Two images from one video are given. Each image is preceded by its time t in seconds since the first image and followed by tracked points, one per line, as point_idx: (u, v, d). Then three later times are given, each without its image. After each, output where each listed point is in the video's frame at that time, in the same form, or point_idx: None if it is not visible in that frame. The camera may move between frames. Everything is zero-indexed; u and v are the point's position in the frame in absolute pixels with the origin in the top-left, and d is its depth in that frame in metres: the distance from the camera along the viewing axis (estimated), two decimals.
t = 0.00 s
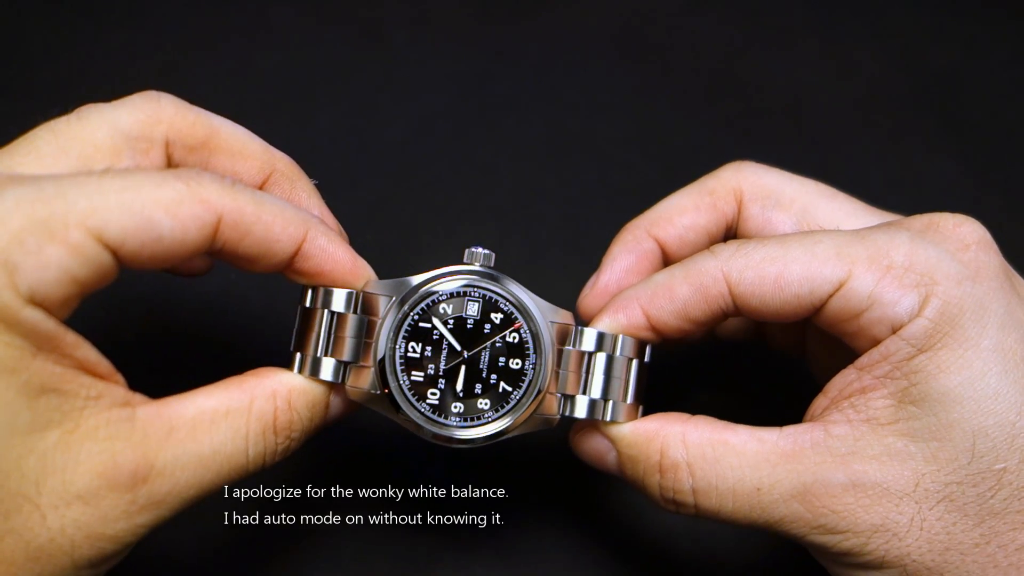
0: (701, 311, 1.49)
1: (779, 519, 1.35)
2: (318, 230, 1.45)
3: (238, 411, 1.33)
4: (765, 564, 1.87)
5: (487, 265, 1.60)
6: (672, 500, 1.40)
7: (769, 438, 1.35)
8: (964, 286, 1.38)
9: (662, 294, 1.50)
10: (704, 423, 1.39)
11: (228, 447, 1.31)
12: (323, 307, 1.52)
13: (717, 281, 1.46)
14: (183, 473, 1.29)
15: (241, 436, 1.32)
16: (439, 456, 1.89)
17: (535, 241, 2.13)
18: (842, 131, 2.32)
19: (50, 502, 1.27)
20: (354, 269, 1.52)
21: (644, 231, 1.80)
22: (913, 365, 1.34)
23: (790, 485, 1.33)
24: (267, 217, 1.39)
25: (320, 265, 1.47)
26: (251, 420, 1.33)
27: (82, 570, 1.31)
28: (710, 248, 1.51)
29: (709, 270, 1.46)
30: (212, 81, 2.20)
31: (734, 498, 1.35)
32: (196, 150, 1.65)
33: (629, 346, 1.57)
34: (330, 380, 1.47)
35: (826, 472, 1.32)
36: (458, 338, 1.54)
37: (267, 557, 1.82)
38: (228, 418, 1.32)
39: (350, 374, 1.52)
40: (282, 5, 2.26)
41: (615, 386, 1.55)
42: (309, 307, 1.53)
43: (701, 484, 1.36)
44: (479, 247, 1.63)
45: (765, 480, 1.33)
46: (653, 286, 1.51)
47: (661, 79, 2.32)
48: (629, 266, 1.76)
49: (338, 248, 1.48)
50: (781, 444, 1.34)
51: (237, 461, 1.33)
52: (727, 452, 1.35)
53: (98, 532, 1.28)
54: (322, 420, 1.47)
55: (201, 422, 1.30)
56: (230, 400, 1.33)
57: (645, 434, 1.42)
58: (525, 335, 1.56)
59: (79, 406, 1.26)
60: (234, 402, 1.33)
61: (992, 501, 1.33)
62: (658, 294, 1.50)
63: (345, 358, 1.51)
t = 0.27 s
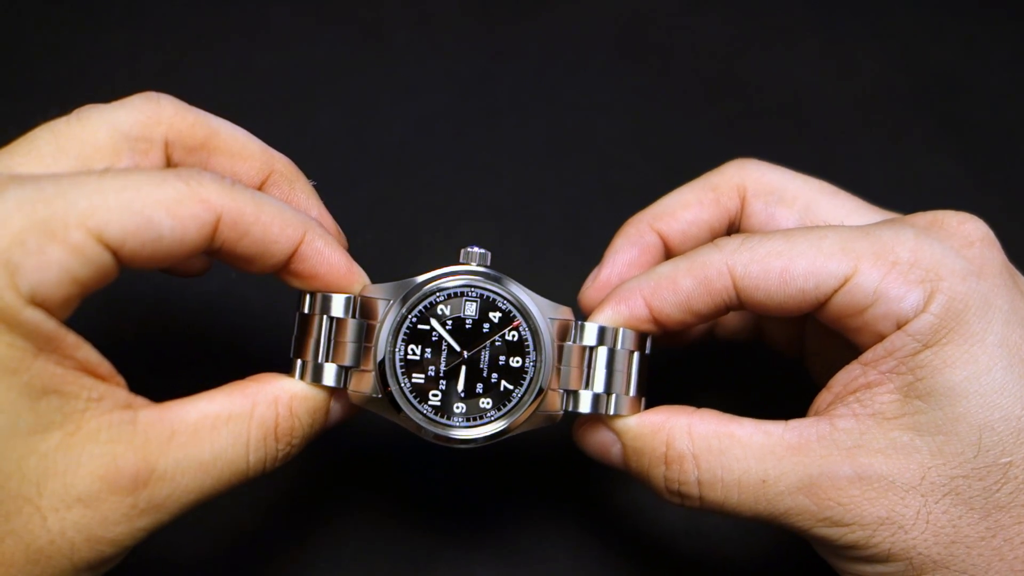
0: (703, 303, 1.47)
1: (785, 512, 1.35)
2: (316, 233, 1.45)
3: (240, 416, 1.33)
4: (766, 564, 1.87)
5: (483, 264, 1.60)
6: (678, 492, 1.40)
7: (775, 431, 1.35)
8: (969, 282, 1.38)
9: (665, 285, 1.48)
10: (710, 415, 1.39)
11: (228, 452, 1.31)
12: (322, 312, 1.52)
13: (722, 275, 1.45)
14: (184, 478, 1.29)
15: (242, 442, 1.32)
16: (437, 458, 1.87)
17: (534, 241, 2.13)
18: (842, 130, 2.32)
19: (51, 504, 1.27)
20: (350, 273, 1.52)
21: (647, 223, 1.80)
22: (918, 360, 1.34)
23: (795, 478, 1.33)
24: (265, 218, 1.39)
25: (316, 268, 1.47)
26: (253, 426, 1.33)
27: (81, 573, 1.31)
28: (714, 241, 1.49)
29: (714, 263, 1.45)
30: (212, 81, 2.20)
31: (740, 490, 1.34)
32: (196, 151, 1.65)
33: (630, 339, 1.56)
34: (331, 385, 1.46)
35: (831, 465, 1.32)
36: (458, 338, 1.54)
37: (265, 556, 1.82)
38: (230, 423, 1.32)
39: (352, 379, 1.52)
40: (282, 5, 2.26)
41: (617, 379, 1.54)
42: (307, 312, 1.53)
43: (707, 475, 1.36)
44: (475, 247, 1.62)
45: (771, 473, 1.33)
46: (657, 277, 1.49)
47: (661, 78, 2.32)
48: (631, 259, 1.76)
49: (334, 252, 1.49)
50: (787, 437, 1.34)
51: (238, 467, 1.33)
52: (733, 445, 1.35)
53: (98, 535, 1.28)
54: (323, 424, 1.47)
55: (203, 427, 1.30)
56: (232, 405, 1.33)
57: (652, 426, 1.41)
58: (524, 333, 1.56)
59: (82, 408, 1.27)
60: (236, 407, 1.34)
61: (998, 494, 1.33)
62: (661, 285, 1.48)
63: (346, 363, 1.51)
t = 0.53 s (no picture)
0: (709, 294, 1.47)
1: (792, 506, 1.34)
2: (316, 231, 1.46)
3: (241, 416, 1.33)
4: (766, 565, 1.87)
5: (482, 258, 1.60)
6: (683, 484, 1.39)
7: (783, 426, 1.34)
8: (979, 279, 1.37)
9: (671, 275, 1.48)
10: (717, 408, 1.38)
11: (230, 453, 1.31)
12: (323, 311, 1.53)
13: (728, 265, 1.44)
14: (185, 478, 1.29)
15: (244, 441, 1.32)
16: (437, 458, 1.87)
17: (534, 241, 2.13)
18: (843, 129, 2.31)
19: (52, 504, 1.28)
20: (349, 273, 1.52)
21: (653, 217, 1.81)
22: (927, 358, 1.33)
23: (803, 472, 1.32)
24: (266, 215, 1.39)
25: (315, 267, 1.48)
26: (255, 426, 1.33)
27: (82, 573, 1.32)
28: (721, 231, 1.49)
29: (720, 254, 1.44)
30: (212, 81, 2.20)
31: (746, 483, 1.34)
32: (198, 153, 1.65)
33: (633, 329, 1.56)
34: (334, 384, 1.47)
35: (840, 460, 1.32)
36: (458, 334, 1.54)
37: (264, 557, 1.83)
38: (232, 423, 1.32)
39: (353, 377, 1.52)
40: (282, 5, 2.25)
41: (623, 369, 1.55)
42: (307, 312, 1.54)
43: (713, 468, 1.35)
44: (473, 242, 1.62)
45: (778, 467, 1.32)
46: (662, 267, 1.48)
47: (662, 77, 2.31)
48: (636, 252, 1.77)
49: (334, 250, 1.49)
50: (795, 432, 1.33)
51: (239, 467, 1.33)
52: (741, 438, 1.34)
53: (99, 535, 1.29)
54: (326, 423, 1.46)
55: (205, 427, 1.30)
56: (234, 406, 1.33)
57: (658, 417, 1.40)
58: (525, 326, 1.56)
59: (82, 409, 1.27)
60: (238, 406, 1.34)
61: (1006, 493, 1.33)
62: (666, 275, 1.48)
63: (348, 361, 1.52)
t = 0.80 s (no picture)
0: (711, 281, 1.48)
1: (799, 503, 1.32)
2: (323, 230, 1.47)
3: (246, 418, 1.31)
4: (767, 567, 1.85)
5: (484, 250, 1.59)
6: (687, 475, 1.36)
7: (791, 421, 1.33)
8: (981, 275, 1.35)
9: (673, 264, 1.49)
10: (726, 401, 1.37)
11: (235, 455, 1.29)
12: (326, 308, 1.52)
13: (728, 251, 1.45)
14: (190, 482, 1.28)
15: (249, 444, 1.30)
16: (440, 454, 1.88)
17: (534, 240, 2.11)
18: (845, 129, 2.30)
19: (56, 510, 1.26)
20: (353, 272, 1.52)
21: (653, 216, 1.81)
22: (931, 356, 1.32)
23: (811, 469, 1.31)
24: (273, 212, 1.40)
25: (320, 266, 1.48)
26: (261, 427, 1.32)
27: None
28: (722, 219, 1.50)
29: (721, 240, 1.46)
30: (211, 80, 2.20)
31: (753, 478, 1.32)
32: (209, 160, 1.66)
33: (638, 317, 1.56)
34: (342, 381, 1.44)
35: (848, 458, 1.30)
36: (464, 324, 1.53)
37: (261, 558, 1.82)
38: (237, 426, 1.31)
39: (358, 373, 1.49)
40: (282, 6, 2.25)
41: (631, 358, 1.53)
42: (311, 310, 1.53)
43: (719, 460, 1.33)
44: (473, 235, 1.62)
45: (785, 462, 1.31)
46: (664, 256, 1.50)
47: (663, 77, 2.30)
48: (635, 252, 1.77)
49: (339, 250, 1.49)
50: (803, 428, 1.32)
51: (244, 469, 1.31)
52: (749, 431, 1.33)
53: (103, 541, 1.27)
54: (336, 425, 1.44)
55: (209, 431, 1.29)
56: (239, 408, 1.31)
57: (665, 407, 1.38)
58: (530, 315, 1.56)
59: (87, 414, 1.26)
60: (243, 409, 1.32)
61: (1014, 493, 1.32)
62: (669, 264, 1.49)
63: (352, 357, 1.49)
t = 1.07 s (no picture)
0: (714, 270, 1.50)
1: (780, 515, 1.35)
2: (336, 236, 1.50)
3: (276, 433, 1.34)
4: (767, 563, 1.90)
5: (492, 264, 1.60)
6: (669, 488, 1.40)
7: (773, 434, 1.36)
8: (966, 278, 1.37)
9: (674, 259, 1.51)
10: (709, 416, 1.41)
11: (265, 469, 1.32)
12: (339, 324, 1.55)
13: (724, 236, 1.49)
14: (221, 493, 1.31)
15: (280, 457, 1.33)
16: (437, 454, 1.88)
17: (536, 246, 2.15)
18: (844, 142, 2.32)
19: (93, 516, 1.29)
20: (359, 285, 1.54)
21: (646, 213, 1.83)
22: (915, 358, 1.34)
23: (791, 481, 1.33)
24: (292, 207, 1.45)
25: (330, 272, 1.51)
26: (290, 441, 1.35)
27: None
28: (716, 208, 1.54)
29: (716, 227, 1.49)
30: (214, 83, 2.21)
31: (734, 491, 1.35)
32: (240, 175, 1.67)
33: (649, 329, 1.56)
34: (355, 396, 1.50)
35: (827, 469, 1.33)
36: (473, 340, 1.55)
37: (265, 557, 1.85)
38: (267, 440, 1.33)
39: (371, 388, 1.52)
40: (281, 5, 2.24)
41: (641, 371, 1.55)
42: (325, 326, 1.57)
43: (700, 474, 1.37)
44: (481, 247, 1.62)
45: (765, 475, 1.34)
46: (664, 251, 1.52)
47: (662, 82, 2.31)
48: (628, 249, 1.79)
49: (349, 258, 1.52)
50: (785, 441, 1.35)
51: (274, 483, 1.34)
52: (730, 446, 1.36)
53: (137, 547, 1.30)
54: (364, 444, 1.49)
55: (240, 444, 1.32)
56: (270, 423, 1.35)
57: (649, 421, 1.43)
58: (540, 329, 1.56)
59: (125, 422, 1.28)
60: (273, 423, 1.35)
61: (990, 502, 1.34)
62: (669, 260, 1.51)
63: (365, 373, 1.53)
